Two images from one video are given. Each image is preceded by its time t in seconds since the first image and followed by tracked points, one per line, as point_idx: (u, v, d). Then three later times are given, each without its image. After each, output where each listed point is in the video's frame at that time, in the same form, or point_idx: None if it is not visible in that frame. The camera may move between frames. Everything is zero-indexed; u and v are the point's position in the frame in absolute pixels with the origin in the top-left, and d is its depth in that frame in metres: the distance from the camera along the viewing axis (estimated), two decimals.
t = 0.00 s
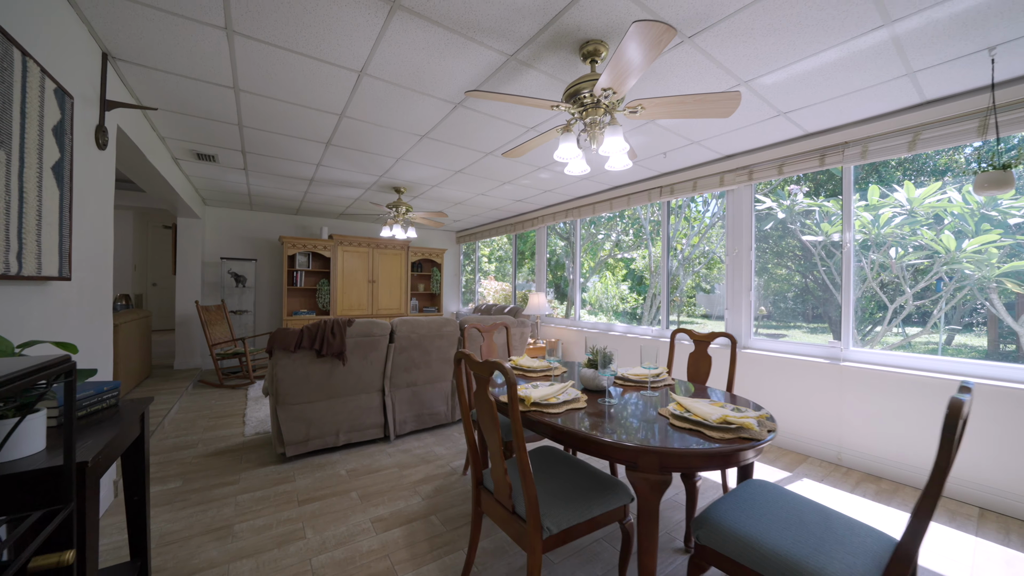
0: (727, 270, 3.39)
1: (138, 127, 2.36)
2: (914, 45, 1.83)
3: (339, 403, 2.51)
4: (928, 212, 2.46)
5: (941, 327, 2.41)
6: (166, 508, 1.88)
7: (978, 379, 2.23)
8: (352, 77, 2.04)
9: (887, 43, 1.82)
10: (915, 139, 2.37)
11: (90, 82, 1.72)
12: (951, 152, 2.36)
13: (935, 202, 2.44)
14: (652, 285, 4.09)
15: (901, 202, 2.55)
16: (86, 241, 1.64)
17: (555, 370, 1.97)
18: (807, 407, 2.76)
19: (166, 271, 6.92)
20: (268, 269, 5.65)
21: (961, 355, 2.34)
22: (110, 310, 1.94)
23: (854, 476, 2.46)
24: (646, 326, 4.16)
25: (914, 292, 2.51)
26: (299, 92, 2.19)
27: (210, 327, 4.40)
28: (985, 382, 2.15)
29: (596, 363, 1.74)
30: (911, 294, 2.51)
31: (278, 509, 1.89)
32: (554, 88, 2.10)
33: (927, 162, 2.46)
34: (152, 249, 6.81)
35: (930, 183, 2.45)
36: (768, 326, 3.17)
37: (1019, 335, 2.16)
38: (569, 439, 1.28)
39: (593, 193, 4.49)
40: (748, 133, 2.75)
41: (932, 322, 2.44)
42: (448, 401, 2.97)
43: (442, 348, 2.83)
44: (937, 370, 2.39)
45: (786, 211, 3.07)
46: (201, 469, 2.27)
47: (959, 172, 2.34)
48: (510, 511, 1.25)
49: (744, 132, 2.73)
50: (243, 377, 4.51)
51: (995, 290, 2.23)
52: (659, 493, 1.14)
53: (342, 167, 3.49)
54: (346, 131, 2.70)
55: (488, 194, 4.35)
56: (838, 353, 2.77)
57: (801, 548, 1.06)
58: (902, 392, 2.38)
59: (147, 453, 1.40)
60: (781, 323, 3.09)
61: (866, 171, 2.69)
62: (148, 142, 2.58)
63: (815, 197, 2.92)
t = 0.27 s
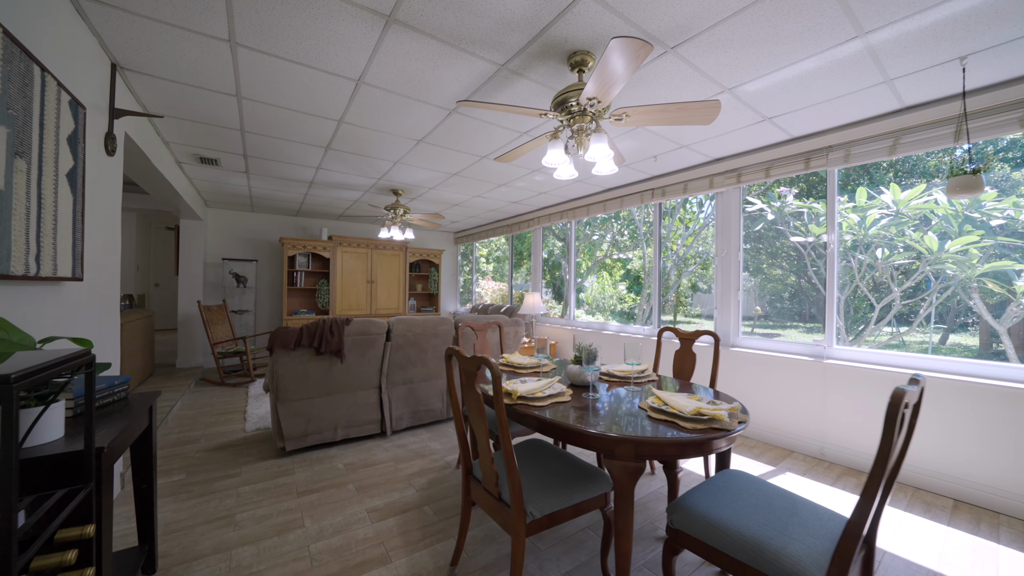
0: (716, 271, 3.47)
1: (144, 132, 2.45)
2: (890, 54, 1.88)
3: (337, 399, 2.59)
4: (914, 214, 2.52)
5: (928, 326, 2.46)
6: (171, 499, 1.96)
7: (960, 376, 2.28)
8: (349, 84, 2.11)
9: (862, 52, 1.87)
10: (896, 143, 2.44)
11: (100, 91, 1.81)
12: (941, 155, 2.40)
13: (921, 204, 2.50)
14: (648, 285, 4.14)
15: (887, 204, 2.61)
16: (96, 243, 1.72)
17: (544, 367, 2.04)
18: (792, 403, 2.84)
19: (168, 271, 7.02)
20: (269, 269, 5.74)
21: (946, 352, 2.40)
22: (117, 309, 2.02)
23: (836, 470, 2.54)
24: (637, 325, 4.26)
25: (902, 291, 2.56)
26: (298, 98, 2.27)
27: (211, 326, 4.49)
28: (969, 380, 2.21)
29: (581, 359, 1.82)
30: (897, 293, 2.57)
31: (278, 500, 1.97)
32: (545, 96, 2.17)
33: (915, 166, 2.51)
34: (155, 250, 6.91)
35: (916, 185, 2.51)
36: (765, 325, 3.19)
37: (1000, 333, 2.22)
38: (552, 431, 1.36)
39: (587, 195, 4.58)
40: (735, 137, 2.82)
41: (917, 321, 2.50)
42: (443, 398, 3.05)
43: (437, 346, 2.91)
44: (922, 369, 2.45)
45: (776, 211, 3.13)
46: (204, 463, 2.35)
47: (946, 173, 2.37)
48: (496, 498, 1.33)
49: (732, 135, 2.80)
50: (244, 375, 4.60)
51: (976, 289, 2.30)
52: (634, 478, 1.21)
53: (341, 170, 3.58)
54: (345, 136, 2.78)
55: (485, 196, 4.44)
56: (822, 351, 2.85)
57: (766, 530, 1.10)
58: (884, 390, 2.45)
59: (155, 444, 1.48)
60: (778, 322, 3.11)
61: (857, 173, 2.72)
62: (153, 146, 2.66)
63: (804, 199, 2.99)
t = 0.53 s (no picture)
0: (707, 271, 3.55)
1: (147, 137, 2.52)
2: (868, 64, 1.93)
3: (335, 396, 2.66)
4: (903, 215, 2.56)
5: (914, 325, 2.51)
6: (176, 491, 2.03)
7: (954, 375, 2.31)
8: (347, 91, 2.19)
9: (840, 60, 1.92)
10: (878, 147, 2.51)
11: (106, 99, 1.88)
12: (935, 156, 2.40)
13: (909, 205, 2.52)
14: (643, 285, 4.20)
15: (875, 206, 2.65)
16: (104, 244, 1.80)
17: (535, 364, 2.11)
18: (779, 400, 2.92)
19: (170, 271, 7.10)
20: (269, 270, 5.82)
21: (935, 352, 2.43)
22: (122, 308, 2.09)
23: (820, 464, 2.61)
24: (631, 325, 4.34)
25: (891, 291, 2.60)
26: (297, 103, 2.34)
27: (212, 326, 4.56)
28: (951, 377, 2.26)
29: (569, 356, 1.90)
30: (886, 293, 2.61)
31: (278, 492, 2.04)
32: (536, 101, 2.24)
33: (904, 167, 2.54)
34: (157, 251, 6.99)
35: (902, 187, 2.54)
36: (763, 326, 3.20)
37: (981, 330, 2.28)
38: (539, 424, 1.43)
39: (582, 197, 4.67)
40: (724, 140, 2.88)
41: (904, 321, 2.54)
42: (439, 395, 3.12)
43: (433, 345, 2.98)
44: (904, 365, 2.53)
45: (767, 213, 3.19)
46: (206, 458, 2.43)
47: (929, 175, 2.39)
48: (485, 486, 1.41)
49: (721, 139, 2.85)
50: (245, 374, 4.67)
51: (959, 289, 2.35)
52: (613, 467, 1.29)
53: (339, 172, 3.65)
54: (343, 139, 2.85)
55: (481, 197, 4.51)
56: (808, 349, 2.93)
57: (736, 515, 1.16)
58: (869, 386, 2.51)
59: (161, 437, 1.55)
60: (776, 323, 3.12)
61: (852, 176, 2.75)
62: (156, 150, 2.73)
63: (793, 201, 3.04)
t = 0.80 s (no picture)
0: (699, 271, 3.63)
1: (149, 140, 2.58)
2: (851, 70, 1.93)
3: (334, 393, 2.73)
4: (892, 215, 2.62)
5: (904, 324, 2.56)
6: (178, 484, 2.10)
7: (954, 375, 2.31)
8: (344, 95, 2.24)
9: (823, 66, 1.89)
10: (864, 150, 2.56)
11: (110, 104, 1.93)
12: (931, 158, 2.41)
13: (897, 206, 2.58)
14: (637, 286, 4.28)
15: (865, 207, 2.71)
16: (110, 245, 1.86)
17: (527, 362, 2.17)
18: (768, 397, 2.98)
19: (171, 272, 7.15)
20: (269, 270, 5.88)
21: (923, 348, 2.49)
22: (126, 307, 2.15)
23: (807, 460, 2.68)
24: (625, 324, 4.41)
25: (880, 290, 2.66)
26: (296, 107, 2.39)
27: (213, 326, 4.62)
28: (934, 374, 2.33)
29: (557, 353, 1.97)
30: (876, 293, 2.68)
31: (278, 485, 2.11)
32: (529, 106, 2.30)
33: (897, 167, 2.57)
34: (158, 251, 7.05)
35: (891, 189, 2.60)
36: (760, 325, 3.23)
37: (964, 328, 2.35)
38: (527, 418, 1.48)
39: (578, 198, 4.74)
40: (714, 143, 2.90)
41: (893, 320, 2.61)
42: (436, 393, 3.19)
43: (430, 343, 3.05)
44: (897, 365, 2.56)
45: (759, 214, 3.25)
46: (208, 453, 2.49)
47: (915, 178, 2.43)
48: (475, 476, 1.48)
49: (712, 142, 2.88)
50: (245, 373, 4.72)
51: (944, 289, 2.42)
52: (595, 457, 1.35)
53: (337, 174, 3.70)
54: (341, 142, 2.91)
55: (478, 199, 4.58)
56: (795, 347, 3.00)
57: (710, 502, 1.23)
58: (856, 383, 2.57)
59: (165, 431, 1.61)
60: (772, 322, 3.16)
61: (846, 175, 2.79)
62: (157, 153, 2.79)
63: (785, 201, 3.10)
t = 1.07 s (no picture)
0: (693, 271, 3.69)
1: (151, 143, 2.64)
2: (835, 76, 1.97)
3: (333, 391, 2.78)
4: (884, 216, 2.65)
5: (895, 324, 2.60)
6: (181, 479, 2.15)
7: (946, 374, 2.34)
8: (341, 100, 2.29)
9: (807, 73, 1.94)
10: (851, 153, 2.61)
11: (115, 109, 1.99)
12: (925, 159, 2.45)
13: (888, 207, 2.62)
14: (633, 286, 4.34)
15: (857, 208, 2.76)
16: (114, 247, 1.91)
17: (520, 360, 2.22)
18: (760, 395, 3.04)
19: (171, 272, 7.21)
20: (269, 270, 5.93)
21: (915, 348, 2.52)
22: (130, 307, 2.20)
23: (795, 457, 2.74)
24: (621, 324, 4.47)
25: (874, 290, 2.70)
26: (295, 111, 2.44)
27: (214, 325, 4.67)
28: (923, 373, 2.37)
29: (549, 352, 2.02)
30: (869, 293, 2.71)
31: (278, 481, 2.17)
32: (523, 110, 2.35)
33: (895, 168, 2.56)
34: (158, 252, 7.10)
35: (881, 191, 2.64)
36: (759, 325, 3.25)
37: (954, 328, 2.39)
38: (518, 414, 1.54)
39: (575, 198, 4.79)
40: (706, 145, 2.95)
41: (885, 320, 2.64)
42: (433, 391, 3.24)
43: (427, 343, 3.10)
44: (898, 365, 2.57)
45: (753, 215, 3.29)
46: (210, 450, 2.55)
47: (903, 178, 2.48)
48: (468, 470, 1.54)
49: (704, 144, 2.93)
50: (246, 372, 4.77)
51: (932, 289, 2.46)
52: (581, 450, 1.41)
53: (336, 175, 3.76)
54: (340, 145, 2.96)
55: (476, 200, 4.63)
56: (785, 346, 3.05)
57: (691, 494, 1.29)
58: (845, 382, 2.62)
59: (168, 427, 1.66)
60: (773, 322, 3.17)
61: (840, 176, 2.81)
62: (158, 156, 2.84)
63: (779, 203, 3.14)
